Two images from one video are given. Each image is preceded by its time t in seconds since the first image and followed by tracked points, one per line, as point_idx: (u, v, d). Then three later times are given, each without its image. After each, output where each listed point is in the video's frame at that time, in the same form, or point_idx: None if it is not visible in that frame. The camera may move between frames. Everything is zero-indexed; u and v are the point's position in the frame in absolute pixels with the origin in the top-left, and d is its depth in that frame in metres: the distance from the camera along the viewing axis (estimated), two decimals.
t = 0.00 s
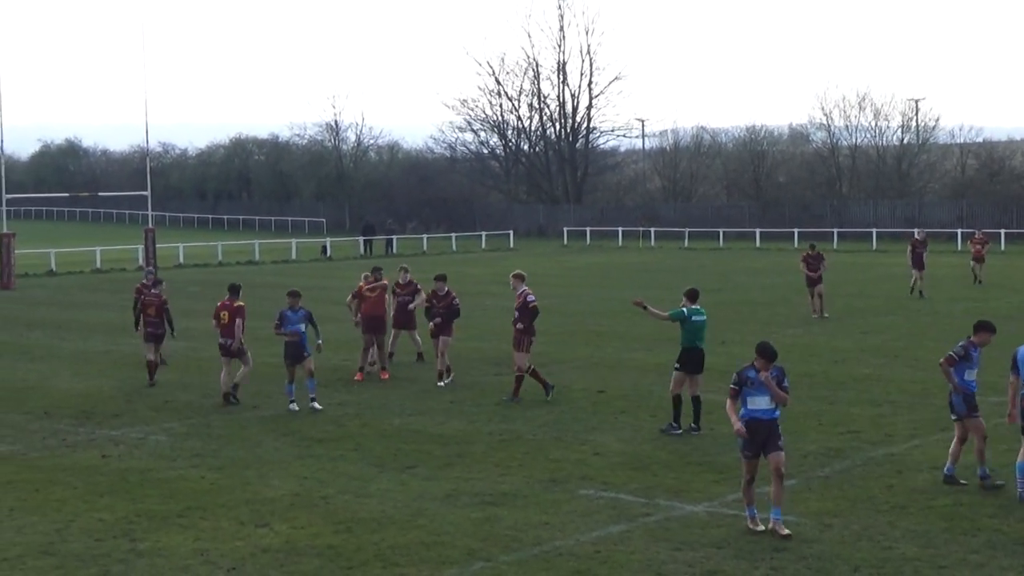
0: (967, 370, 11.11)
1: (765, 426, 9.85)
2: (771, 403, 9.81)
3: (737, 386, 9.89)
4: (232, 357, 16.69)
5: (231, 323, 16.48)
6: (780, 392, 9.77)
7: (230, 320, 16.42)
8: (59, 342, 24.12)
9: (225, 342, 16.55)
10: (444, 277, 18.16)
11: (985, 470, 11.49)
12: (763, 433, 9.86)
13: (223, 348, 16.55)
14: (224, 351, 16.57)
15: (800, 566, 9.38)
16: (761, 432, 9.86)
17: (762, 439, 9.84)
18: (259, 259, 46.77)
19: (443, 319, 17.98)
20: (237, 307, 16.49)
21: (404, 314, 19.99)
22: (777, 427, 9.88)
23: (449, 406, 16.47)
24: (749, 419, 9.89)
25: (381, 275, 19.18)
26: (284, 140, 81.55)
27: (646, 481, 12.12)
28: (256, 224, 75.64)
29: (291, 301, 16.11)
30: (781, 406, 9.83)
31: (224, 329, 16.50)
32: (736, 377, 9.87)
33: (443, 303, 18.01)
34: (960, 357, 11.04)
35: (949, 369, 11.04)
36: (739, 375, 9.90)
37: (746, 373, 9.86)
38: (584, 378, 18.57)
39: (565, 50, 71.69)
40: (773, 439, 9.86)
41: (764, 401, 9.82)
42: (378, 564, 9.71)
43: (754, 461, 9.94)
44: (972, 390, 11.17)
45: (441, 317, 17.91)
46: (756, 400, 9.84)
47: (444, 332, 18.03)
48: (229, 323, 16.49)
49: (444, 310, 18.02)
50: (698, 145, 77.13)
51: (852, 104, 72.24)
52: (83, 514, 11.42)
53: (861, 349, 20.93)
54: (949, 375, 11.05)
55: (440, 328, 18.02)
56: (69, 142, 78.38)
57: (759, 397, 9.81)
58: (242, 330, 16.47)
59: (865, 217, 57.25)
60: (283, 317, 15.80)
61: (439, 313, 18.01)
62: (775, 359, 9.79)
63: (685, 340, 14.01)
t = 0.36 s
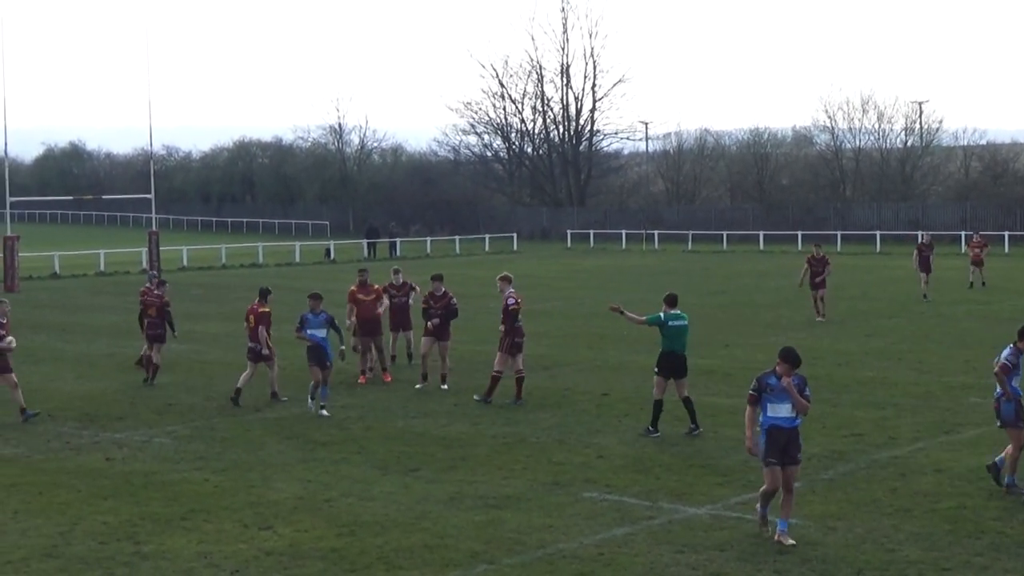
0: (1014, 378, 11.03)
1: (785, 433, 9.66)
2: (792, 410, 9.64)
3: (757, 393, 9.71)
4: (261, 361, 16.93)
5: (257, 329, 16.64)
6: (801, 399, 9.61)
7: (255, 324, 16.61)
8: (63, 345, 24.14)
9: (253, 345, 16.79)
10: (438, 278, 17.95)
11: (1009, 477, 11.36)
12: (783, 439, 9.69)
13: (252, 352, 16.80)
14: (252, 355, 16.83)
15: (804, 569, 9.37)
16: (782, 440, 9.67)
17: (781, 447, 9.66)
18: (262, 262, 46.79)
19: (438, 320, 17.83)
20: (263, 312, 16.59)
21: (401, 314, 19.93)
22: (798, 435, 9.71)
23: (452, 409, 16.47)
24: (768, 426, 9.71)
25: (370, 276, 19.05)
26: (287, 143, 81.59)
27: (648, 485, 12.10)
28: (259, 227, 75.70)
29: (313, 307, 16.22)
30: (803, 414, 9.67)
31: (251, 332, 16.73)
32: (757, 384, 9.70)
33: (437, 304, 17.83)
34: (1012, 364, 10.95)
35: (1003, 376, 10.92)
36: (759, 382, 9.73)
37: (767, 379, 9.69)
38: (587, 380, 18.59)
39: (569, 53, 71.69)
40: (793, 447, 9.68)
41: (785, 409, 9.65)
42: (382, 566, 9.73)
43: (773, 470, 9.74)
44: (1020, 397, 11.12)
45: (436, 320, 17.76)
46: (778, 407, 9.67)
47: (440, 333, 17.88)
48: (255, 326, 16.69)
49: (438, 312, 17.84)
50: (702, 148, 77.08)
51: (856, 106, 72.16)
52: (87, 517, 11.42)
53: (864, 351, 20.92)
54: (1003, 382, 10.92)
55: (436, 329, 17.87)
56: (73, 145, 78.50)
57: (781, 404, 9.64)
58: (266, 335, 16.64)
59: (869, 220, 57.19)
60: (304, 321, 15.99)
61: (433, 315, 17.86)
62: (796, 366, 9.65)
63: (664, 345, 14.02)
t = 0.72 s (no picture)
0: None
1: (801, 442, 9.35)
2: (806, 417, 9.34)
3: (769, 402, 9.40)
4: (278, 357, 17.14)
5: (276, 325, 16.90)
6: (816, 406, 9.33)
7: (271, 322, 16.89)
8: (61, 347, 24.13)
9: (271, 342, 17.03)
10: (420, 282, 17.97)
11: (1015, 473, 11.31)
12: (799, 449, 9.36)
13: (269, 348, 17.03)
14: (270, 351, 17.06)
15: (801, 569, 9.37)
16: (797, 448, 9.36)
17: (797, 456, 9.35)
18: (260, 262, 46.86)
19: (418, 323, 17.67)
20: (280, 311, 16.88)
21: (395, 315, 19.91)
22: (813, 443, 9.40)
23: (449, 409, 16.48)
24: (782, 434, 9.40)
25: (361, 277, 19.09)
26: (285, 144, 81.62)
27: (646, 484, 12.11)
28: (256, 227, 75.72)
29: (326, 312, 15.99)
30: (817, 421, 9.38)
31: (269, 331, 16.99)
32: (768, 393, 9.41)
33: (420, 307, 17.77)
34: None
35: None
36: (770, 391, 9.43)
37: (778, 387, 9.41)
38: (584, 380, 18.61)
39: (565, 53, 71.69)
40: (809, 455, 9.37)
41: (799, 416, 9.37)
42: (378, 568, 9.72)
43: (790, 480, 9.40)
44: None
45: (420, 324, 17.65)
46: (791, 415, 9.38)
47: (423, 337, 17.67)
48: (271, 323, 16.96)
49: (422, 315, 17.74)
50: (699, 147, 77.09)
51: (853, 106, 72.12)
52: (84, 518, 11.41)
53: (861, 351, 20.94)
54: None
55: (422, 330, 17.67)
56: (70, 147, 78.54)
57: (795, 412, 9.35)
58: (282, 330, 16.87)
59: (866, 220, 57.23)
60: (316, 325, 15.75)
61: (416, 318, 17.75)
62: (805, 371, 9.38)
63: (645, 344, 13.99)
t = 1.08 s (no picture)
0: None
1: (813, 442, 9.28)
2: (819, 417, 9.29)
3: (787, 401, 9.23)
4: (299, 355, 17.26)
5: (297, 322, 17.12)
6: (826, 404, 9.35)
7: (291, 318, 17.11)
8: (54, 344, 24.09)
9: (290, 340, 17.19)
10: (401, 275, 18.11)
11: None
12: (813, 449, 9.29)
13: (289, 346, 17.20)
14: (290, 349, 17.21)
15: (794, 567, 9.38)
16: (810, 448, 9.27)
17: (811, 457, 9.26)
18: (254, 261, 46.80)
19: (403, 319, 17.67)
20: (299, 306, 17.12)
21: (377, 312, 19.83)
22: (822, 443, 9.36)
23: (443, 407, 16.48)
24: (795, 434, 9.29)
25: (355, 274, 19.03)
26: (277, 141, 81.51)
27: (640, 482, 12.11)
28: (249, 225, 75.63)
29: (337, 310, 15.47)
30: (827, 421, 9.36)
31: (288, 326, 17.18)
32: (788, 392, 9.22)
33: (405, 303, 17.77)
34: None
35: None
36: (786, 390, 9.26)
37: (796, 386, 9.25)
38: (578, 378, 18.61)
39: (559, 51, 71.68)
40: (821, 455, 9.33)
41: (812, 415, 9.29)
42: (372, 565, 9.72)
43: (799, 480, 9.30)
44: None
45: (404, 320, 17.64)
46: (806, 414, 9.27)
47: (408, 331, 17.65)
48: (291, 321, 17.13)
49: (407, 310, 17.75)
50: (692, 145, 77.19)
51: (846, 104, 72.15)
52: (77, 516, 11.40)
53: (853, 348, 20.98)
54: None
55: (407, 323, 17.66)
56: (62, 145, 78.40)
57: (811, 411, 9.26)
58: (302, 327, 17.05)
59: (859, 218, 57.28)
60: (329, 322, 15.30)
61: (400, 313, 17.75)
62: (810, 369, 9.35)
63: (631, 342, 14.04)
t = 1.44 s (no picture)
0: None
1: (826, 448, 9.06)
2: (833, 422, 9.09)
3: (808, 404, 8.96)
4: (303, 349, 17.63)
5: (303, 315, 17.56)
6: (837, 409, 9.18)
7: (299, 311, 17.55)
8: (38, 342, 23.98)
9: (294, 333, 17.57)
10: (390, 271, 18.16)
11: None
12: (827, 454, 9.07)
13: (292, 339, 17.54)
14: (294, 342, 17.54)
15: (780, 564, 9.39)
16: (825, 454, 9.05)
17: (826, 462, 9.06)
18: (239, 258, 46.62)
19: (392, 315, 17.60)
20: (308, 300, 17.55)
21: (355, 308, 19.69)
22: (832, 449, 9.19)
23: (428, 404, 16.45)
24: (812, 440, 9.04)
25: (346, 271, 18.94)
26: (263, 138, 81.29)
27: (625, 480, 12.10)
28: (235, 222, 75.45)
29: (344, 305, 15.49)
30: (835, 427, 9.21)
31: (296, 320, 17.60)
32: (810, 395, 8.95)
33: (391, 300, 17.65)
34: None
35: None
36: (806, 393, 9.00)
37: (816, 389, 9.00)
38: (563, 375, 18.60)
39: (544, 48, 71.62)
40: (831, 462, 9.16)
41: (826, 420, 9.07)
42: (357, 562, 9.71)
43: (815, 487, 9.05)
44: None
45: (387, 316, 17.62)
46: (822, 419, 9.04)
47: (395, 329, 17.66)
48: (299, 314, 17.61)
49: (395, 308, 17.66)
50: (678, 143, 77.30)
51: (832, 102, 72.24)
52: (61, 514, 11.34)
53: (838, 346, 21.01)
54: None
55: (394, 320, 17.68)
56: (47, 142, 78.10)
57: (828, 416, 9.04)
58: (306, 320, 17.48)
59: (844, 215, 57.40)
60: (335, 319, 15.32)
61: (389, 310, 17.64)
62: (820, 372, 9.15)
63: (614, 340, 14.04)
